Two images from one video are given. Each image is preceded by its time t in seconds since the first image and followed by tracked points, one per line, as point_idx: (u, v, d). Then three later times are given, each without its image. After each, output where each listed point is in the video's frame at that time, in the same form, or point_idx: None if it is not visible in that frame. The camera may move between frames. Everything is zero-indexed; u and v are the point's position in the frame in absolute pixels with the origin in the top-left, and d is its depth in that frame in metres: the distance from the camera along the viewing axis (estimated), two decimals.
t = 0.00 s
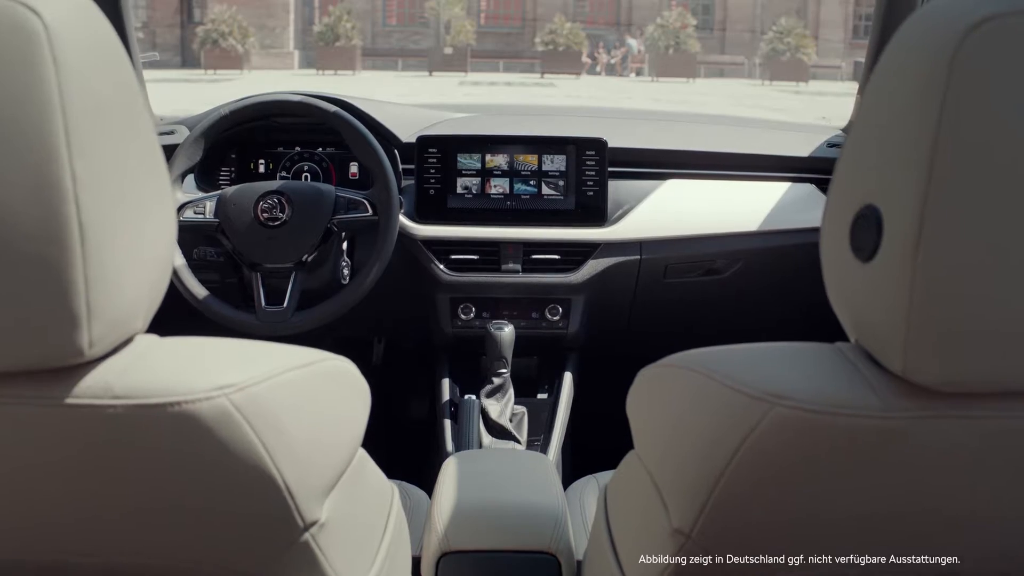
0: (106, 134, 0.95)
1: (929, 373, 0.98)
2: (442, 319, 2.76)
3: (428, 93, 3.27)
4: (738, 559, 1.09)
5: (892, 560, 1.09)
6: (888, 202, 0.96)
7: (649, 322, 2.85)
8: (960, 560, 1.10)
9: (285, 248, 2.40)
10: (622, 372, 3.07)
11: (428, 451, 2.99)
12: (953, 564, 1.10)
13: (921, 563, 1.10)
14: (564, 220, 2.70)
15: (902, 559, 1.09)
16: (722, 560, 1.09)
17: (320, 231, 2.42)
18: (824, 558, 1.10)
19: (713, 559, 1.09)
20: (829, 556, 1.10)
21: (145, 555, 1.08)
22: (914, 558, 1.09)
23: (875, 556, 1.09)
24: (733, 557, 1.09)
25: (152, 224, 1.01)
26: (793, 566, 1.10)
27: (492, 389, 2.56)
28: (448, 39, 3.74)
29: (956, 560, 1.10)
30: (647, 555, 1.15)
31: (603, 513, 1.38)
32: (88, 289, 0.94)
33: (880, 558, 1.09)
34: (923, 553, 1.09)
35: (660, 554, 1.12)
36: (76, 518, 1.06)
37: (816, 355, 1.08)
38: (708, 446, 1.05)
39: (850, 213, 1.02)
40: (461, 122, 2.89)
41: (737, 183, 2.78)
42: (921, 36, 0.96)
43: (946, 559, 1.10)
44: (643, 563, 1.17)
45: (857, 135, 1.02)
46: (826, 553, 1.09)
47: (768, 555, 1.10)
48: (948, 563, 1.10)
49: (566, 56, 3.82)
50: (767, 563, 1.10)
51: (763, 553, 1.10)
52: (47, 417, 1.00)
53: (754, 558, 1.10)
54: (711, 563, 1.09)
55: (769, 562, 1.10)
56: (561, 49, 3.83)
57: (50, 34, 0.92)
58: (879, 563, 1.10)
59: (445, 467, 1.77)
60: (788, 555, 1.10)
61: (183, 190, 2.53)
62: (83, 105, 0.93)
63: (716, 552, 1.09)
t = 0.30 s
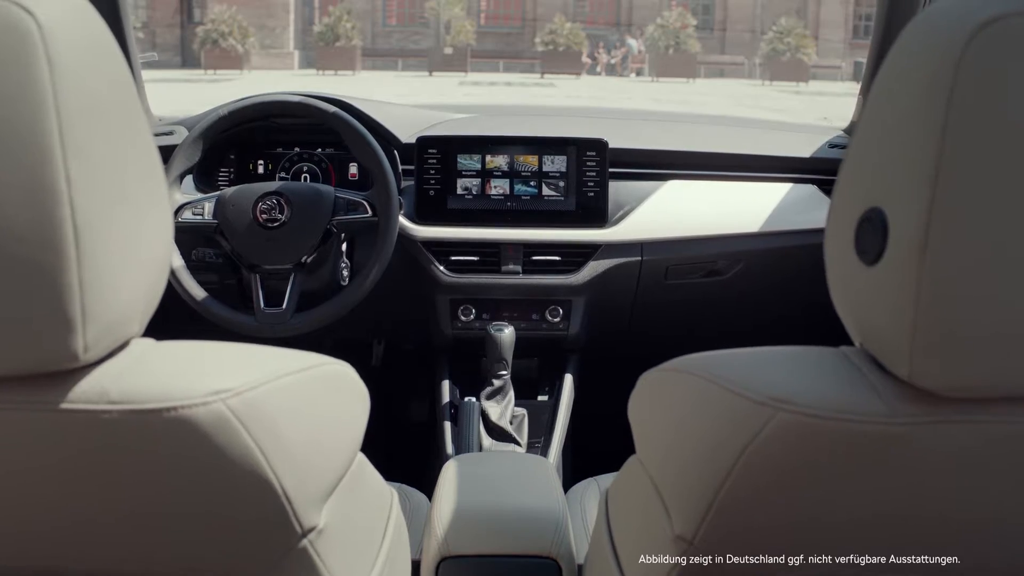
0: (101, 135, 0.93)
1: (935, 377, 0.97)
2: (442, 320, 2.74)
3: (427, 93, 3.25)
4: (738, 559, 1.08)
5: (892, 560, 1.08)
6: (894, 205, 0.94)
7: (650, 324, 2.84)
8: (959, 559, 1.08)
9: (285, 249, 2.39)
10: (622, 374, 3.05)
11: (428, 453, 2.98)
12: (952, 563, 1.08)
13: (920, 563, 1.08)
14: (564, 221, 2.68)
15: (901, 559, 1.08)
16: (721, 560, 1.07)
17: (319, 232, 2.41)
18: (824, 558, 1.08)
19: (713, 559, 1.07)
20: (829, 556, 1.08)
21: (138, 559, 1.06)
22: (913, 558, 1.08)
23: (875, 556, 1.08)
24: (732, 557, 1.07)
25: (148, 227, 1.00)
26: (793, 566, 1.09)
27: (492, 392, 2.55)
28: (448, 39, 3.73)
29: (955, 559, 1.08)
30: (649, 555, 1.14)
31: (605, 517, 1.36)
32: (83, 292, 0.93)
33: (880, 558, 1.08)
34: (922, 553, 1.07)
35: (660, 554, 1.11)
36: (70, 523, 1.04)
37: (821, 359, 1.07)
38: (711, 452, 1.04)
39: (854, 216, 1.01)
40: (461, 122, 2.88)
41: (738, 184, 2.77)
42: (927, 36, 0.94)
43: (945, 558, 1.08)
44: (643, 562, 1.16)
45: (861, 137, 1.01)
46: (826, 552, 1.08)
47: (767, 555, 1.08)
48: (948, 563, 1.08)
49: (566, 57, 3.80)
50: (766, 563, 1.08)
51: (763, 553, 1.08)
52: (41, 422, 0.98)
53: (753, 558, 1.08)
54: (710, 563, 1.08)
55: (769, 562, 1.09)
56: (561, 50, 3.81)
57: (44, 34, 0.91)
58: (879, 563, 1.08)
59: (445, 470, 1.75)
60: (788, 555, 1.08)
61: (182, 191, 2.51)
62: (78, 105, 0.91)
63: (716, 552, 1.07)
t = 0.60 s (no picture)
0: (96, 138, 0.92)
1: (941, 383, 0.95)
2: (442, 322, 2.73)
3: (427, 93, 3.24)
4: (738, 559, 1.06)
5: (892, 560, 1.06)
6: (900, 208, 0.93)
7: (651, 325, 2.83)
8: (959, 559, 1.06)
9: (283, 251, 2.37)
10: (622, 375, 3.04)
11: (428, 455, 2.96)
12: (952, 563, 1.06)
13: (920, 564, 1.06)
14: (564, 223, 2.67)
15: (900, 559, 1.06)
16: (722, 560, 1.05)
17: (318, 233, 2.39)
18: (824, 558, 1.06)
19: (713, 558, 1.06)
20: (829, 556, 1.06)
21: (131, 565, 1.05)
22: (913, 558, 1.06)
23: (875, 556, 1.06)
24: (732, 557, 1.05)
25: (144, 230, 0.98)
26: (793, 566, 1.07)
27: (492, 394, 2.53)
28: (449, 40, 3.76)
29: (954, 559, 1.06)
30: (653, 557, 1.13)
31: (607, 521, 1.35)
32: (76, 296, 0.92)
33: (880, 558, 1.06)
34: (922, 553, 1.06)
35: (664, 556, 1.10)
36: (64, 528, 1.03)
37: (826, 364, 1.05)
38: (715, 457, 1.02)
39: (859, 219, 0.99)
40: (461, 123, 2.86)
41: (739, 185, 2.75)
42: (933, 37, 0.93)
43: (945, 559, 1.06)
44: (642, 563, 1.16)
45: (867, 139, 1.00)
46: (826, 552, 1.06)
47: (768, 555, 1.06)
48: (948, 563, 1.06)
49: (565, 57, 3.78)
50: (767, 563, 1.06)
51: (763, 553, 1.06)
52: (34, 428, 0.97)
53: (752, 558, 1.06)
54: (710, 563, 1.06)
55: (770, 562, 1.07)
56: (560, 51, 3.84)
57: (37, 35, 0.89)
58: (879, 563, 1.06)
59: (445, 474, 1.74)
60: (788, 555, 1.06)
61: (180, 193, 2.49)
62: (72, 107, 0.90)
63: (716, 552, 1.05)
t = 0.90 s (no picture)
0: (92, 139, 0.91)
1: (948, 388, 0.94)
2: (442, 324, 2.71)
3: (427, 94, 3.23)
4: (738, 559, 1.03)
5: (892, 560, 1.04)
6: (906, 210, 0.92)
7: (651, 326, 2.82)
8: (959, 559, 1.05)
9: (283, 252, 2.36)
10: (623, 376, 3.03)
11: (428, 457, 2.95)
12: (952, 564, 1.05)
13: (920, 563, 1.04)
14: (565, 224, 2.65)
15: (900, 558, 1.04)
16: (721, 560, 1.03)
17: (317, 234, 2.38)
18: (824, 558, 1.04)
19: (713, 558, 1.03)
20: (828, 555, 1.04)
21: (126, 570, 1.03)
22: (913, 558, 1.04)
23: (875, 556, 1.04)
24: (732, 557, 1.03)
25: (141, 233, 0.97)
26: (793, 566, 1.05)
27: (492, 396, 2.51)
28: (449, 39, 3.69)
29: (954, 559, 1.05)
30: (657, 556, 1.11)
31: (608, 524, 1.34)
32: (72, 299, 0.91)
33: (880, 558, 1.04)
34: (921, 553, 1.04)
35: (666, 556, 1.09)
36: (58, 534, 1.01)
37: (830, 368, 1.04)
38: (718, 463, 1.01)
39: (864, 222, 0.98)
40: (461, 123, 2.85)
41: (741, 185, 2.74)
42: (940, 37, 0.92)
43: (945, 558, 1.05)
44: (642, 563, 1.16)
45: (872, 141, 0.98)
46: (826, 552, 1.04)
47: (768, 555, 1.04)
48: (947, 563, 1.05)
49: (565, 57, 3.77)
50: (767, 563, 1.04)
51: (763, 553, 1.04)
52: (27, 433, 0.96)
53: (752, 558, 1.04)
54: (711, 563, 1.04)
55: (769, 562, 1.04)
56: (559, 51, 3.81)
57: (31, 35, 0.88)
58: (879, 563, 1.04)
59: (444, 477, 1.73)
60: (788, 554, 1.04)
61: (178, 194, 2.48)
62: (67, 108, 0.89)
63: (716, 552, 1.03)
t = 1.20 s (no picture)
0: (87, 141, 0.90)
1: (956, 394, 0.92)
2: (442, 326, 2.70)
3: (427, 94, 3.22)
4: (738, 559, 1.02)
5: (892, 560, 1.02)
6: (914, 214, 0.90)
7: (652, 327, 2.80)
8: (960, 560, 1.03)
9: (281, 254, 2.34)
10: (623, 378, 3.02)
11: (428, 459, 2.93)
12: (953, 564, 1.03)
13: (920, 564, 1.02)
14: (566, 226, 2.64)
15: (900, 559, 1.02)
16: (721, 559, 1.01)
17: (316, 236, 2.36)
18: (824, 558, 1.03)
19: (713, 559, 1.01)
20: (829, 555, 1.02)
21: None
22: (913, 558, 1.02)
23: (875, 556, 1.02)
24: (733, 557, 1.01)
25: (137, 236, 0.96)
26: (793, 567, 1.03)
27: (492, 399, 2.50)
28: (449, 39, 3.65)
29: (955, 560, 1.03)
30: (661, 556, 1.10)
31: (609, 529, 1.33)
32: (65, 303, 0.89)
33: (880, 558, 1.02)
34: (922, 553, 1.02)
35: (666, 557, 1.08)
36: (51, 543, 1.00)
37: (835, 373, 1.02)
38: (722, 470, 0.99)
39: (870, 227, 0.97)
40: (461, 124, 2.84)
41: (742, 186, 2.73)
42: (947, 38, 0.91)
43: (945, 559, 1.02)
44: (642, 562, 1.16)
45: (879, 144, 0.97)
46: (826, 552, 1.02)
47: (768, 555, 1.02)
48: (947, 563, 1.03)
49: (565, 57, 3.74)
50: (767, 563, 1.02)
51: (763, 553, 1.02)
52: (19, 440, 0.94)
53: (753, 558, 1.02)
54: (711, 564, 1.02)
55: (769, 563, 1.02)
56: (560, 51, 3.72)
57: (23, 35, 0.87)
58: (879, 563, 1.03)
59: (444, 481, 1.72)
60: (788, 555, 1.02)
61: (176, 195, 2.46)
62: (61, 110, 0.88)
63: (716, 552, 1.01)
